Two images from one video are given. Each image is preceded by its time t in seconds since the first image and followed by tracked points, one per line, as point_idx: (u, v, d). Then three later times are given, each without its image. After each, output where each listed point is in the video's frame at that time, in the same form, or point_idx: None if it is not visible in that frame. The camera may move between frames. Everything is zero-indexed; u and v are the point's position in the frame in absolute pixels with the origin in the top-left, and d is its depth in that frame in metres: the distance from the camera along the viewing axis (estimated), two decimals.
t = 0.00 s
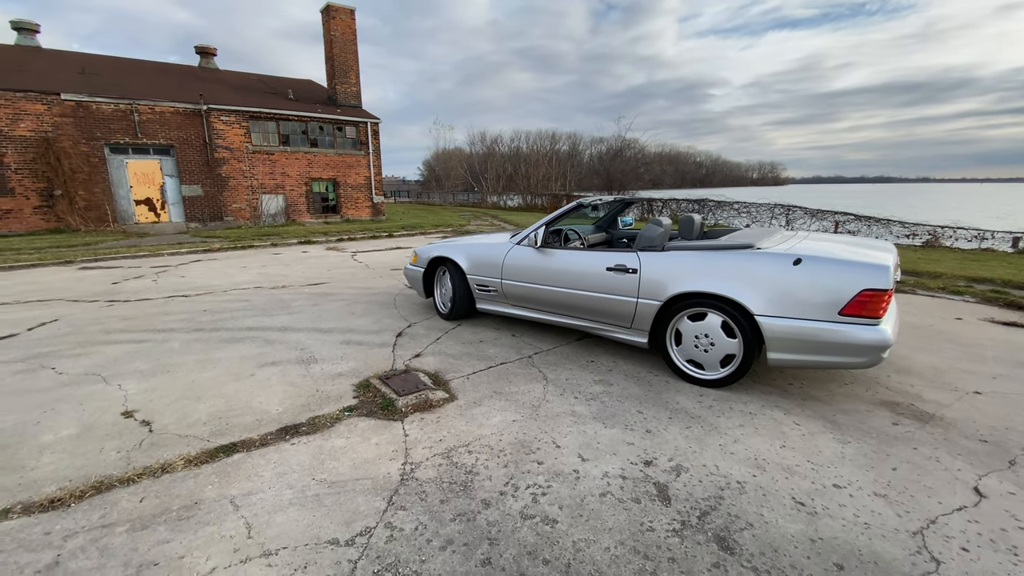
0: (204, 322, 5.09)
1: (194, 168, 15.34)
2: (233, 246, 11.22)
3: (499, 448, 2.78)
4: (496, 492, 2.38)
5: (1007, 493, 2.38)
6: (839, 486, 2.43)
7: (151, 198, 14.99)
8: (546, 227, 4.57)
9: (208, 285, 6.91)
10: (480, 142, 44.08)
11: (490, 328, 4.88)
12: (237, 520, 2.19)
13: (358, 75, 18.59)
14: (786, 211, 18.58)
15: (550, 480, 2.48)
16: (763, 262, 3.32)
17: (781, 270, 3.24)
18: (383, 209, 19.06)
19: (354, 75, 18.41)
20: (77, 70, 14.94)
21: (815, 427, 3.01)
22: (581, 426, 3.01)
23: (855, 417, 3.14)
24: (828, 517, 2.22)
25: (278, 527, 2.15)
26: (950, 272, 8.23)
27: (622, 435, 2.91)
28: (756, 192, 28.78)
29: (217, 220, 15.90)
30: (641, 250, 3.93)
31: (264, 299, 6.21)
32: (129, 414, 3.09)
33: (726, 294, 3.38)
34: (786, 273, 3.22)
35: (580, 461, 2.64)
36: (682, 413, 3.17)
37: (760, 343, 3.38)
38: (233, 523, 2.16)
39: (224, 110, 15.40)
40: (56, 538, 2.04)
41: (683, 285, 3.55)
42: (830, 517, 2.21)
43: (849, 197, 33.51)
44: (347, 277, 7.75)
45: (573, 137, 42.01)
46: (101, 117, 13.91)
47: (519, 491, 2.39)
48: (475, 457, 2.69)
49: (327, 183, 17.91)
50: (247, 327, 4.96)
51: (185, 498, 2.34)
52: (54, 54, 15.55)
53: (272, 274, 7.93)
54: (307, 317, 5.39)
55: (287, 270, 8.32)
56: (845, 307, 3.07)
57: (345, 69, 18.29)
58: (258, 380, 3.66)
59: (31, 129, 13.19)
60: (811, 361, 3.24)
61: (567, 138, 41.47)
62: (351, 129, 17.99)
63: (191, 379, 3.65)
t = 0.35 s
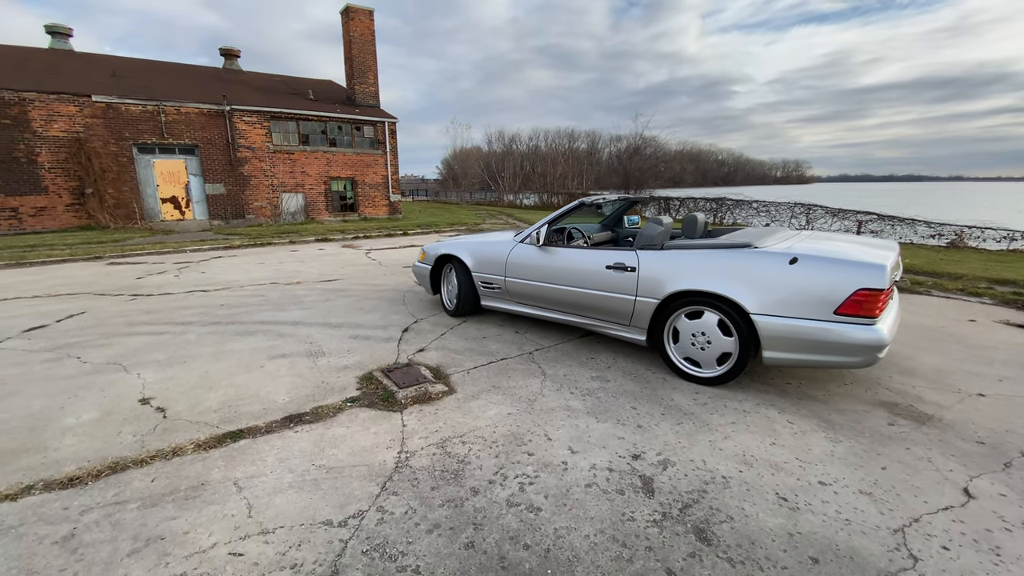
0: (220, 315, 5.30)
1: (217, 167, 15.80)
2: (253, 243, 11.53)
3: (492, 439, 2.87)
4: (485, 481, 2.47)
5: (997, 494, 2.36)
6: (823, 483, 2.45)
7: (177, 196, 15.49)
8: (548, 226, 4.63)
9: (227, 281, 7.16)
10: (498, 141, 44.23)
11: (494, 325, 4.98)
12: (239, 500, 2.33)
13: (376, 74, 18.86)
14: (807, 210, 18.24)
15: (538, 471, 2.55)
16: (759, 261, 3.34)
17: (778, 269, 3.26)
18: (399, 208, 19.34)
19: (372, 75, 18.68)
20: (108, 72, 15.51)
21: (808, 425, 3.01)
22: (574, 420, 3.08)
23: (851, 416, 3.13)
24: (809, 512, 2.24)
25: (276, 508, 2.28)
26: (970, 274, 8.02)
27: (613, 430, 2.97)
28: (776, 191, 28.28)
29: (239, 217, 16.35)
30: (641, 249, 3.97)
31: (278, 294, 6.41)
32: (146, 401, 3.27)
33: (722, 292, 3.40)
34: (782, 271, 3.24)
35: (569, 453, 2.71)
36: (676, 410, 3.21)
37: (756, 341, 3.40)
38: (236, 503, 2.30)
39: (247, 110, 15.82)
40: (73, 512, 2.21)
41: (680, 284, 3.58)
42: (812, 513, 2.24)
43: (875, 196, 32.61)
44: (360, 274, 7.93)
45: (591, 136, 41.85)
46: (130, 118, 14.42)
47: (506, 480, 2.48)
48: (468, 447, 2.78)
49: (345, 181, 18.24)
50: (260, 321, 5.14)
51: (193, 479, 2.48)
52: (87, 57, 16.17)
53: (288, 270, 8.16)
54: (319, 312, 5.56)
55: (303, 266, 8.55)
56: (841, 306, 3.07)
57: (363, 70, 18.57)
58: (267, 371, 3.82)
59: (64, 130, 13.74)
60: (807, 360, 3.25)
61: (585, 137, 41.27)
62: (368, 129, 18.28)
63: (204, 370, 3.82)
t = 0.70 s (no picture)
0: (235, 309, 5.48)
1: (240, 166, 16.22)
2: (272, 240, 11.82)
3: (486, 432, 2.92)
4: (475, 472, 2.52)
5: (996, 498, 2.29)
6: (814, 483, 2.43)
7: (202, 194, 15.97)
8: (552, 223, 4.65)
9: (244, 276, 7.37)
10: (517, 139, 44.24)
11: (499, 321, 5.03)
12: (238, 484, 2.43)
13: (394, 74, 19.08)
14: (831, 209, 17.79)
15: (528, 464, 2.59)
16: (760, 259, 3.31)
17: (778, 268, 3.22)
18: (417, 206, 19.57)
19: (391, 75, 18.91)
20: (138, 75, 16.06)
21: (806, 425, 2.98)
22: (569, 416, 3.11)
23: (851, 417, 3.08)
24: (797, 511, 2.23)
25: (272, 492, 2.37)
26: (997, 275, 7.74)
27: (607, 425, 2.98)
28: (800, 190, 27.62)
29: (261, 215, 16.76)
30: (642, 246, 3.96)
31: (292, 290, 6.57)
32: (159, 389, 3.42)
33: (722, 290, 3.38)
34: (782, 270, 3.21)
35: (560, 447, 2.75)
36: (672, 407, 3.21)
37: (755, 340, 3.37)
38: (235, 487, 2.40)
39: (269, 110, 16.19)
40: (84, 492, 2.34)
41: (679, 282, 3.57)
42: (799, 512, 2.22)
43: (905, 195, 31.55)
44: (372, 271, 8.07)
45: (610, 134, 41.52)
46: (157, 119, 14.91)
47: (496, 472, 2.53)
48: (461, 439, 2.84)
49: (363, 180, 18.52)
50: (272, 315, 5.29)
51: (196, 464, 2.60)
52: (118, 61, 16.76)
53: (303, 267, 8.35)
54: (329, 307, 5.69)
55: (318, 263, 8.74)
56: (841, 305, 3.03)
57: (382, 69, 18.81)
58: (275, 363, 3.95)
59: (96, 131, 14.28)
60: (807, 359, 3.21)
61: (605, 135, 40.96)
62: (387, 128, 18.52)
63: (215, 361, 3.97)
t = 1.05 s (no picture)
0: (252, 304, 5.67)
1: (267, 166, 16.69)
2: (295, 238, 12.14)
3: (478, 427, 2.97)
4: (462, 466, 2.58)
5: (993, 507, 2.22)
6: (803, 487, 2.39)
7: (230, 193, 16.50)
8: (557, 222, 4.67)
9: (264, 273, 7.61)
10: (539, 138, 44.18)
11: (504, 320, 5.07)
12: (236, 471, 2.54)
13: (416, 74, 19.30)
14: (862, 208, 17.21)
15: (515, 460, 2.63)
16: (759, 260, 3.26)
17: (777, 268, 3.18)
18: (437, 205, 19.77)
19: (413, 75, 19.13)
20: (171, 78, 16.67)
21: (802, 429, 2.93)
22: (562, 414, 3.13)
23: (851, 422, 3.01)
24: (781, 515, 2.20)
25: (267, 480, 2.47)
26: None
27: (598, 424, 3.00)
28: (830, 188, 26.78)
29: (286, 214, 17.21)
30: (644, 246, 3.95)
31: (308, 286, 6.76)
32: (172, 380, 3.58)
33: (720, 290, 3.35)
34: (782, 270, 3.16)
35: (550, 444, 2.77)
36: (667, 408, 3.20)
37: (755, 341, 3.33)
38: (233, 473, 2.51)
39: (294, 111, 16.61)
40: (94, 474, 2.48)
41: (679, 281, 3.55)
42: (783, 516, 2.20)
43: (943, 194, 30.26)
44: (387, 268, 8.22)
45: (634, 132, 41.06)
46: (188, 120, 15.46)
47: (483, 467, 2.57)
48: (453, 434, 2.90)
49: (385, 179, 18.82)
50: (286, 310, 5.46)
51: (199, 451, 2.72)
52: (153, 64, 17.43)
53: (322, 264, 8.57)
54: (342, 303, 5.83)
55: (336, 260, 8.95)
56: (841, 307, 2.96)
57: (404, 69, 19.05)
58: (282, 357, 4.08)
59: (131, 132, 14.89)
60: (807, 362, 3.15)
61: (629, 133, 40.51)
62: (408, 128, 18.76)
63: (227, 354, 4.13)
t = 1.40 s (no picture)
0: (273, 300, 5.89)
1: (296, 165, 17.19)
2: (320, 236, 12.48)
3: (476, 423, 3.04)
4: (457, 460, 2.64)
5: (993, 519, 2.15)
6: (795, 492, 2.37)
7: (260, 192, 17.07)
8: (566, 222, 4.70)
9: (288, 270, 7.87)
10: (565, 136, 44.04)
11: (513, 318, 5.13)
12: (243, 458, 2.67)
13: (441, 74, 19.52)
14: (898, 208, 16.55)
15: (508, 455, 2.68)
16: (764, 261, 3.22)
17: (781, 270, 3.13)
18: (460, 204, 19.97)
19: (437, 75, 19.35)
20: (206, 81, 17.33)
21: (803, 434, 2.89)
22: (560, 412, 3.17)
23: (855, 428, 2.95)
24: (768, 518, 2.19)
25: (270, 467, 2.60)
26: None
27: (594, 423, 3.02)
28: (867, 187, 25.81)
29: (314, 212, 17.70)
30: (650, 246, 3.94)
31: (328, 283, 6.97)
32: (192, 371, 3.78)
33: (723, 292, 3.32)
34: (786, 272, 3.11)
35: (544, 441, 2.82)
36: (666, 409, 3.20)
37: (758, 344, 3.28)
38: (240, 460, 2.65)
39: (322, 112, 17.04)
40: (114, 457, 2.66)
41: (683, 282, 3.53)
42: (771, 519, 2.18)
43: (991, 194, 28.75)
44: (406, 266, 8.39)
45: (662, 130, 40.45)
46: (222, 122, 16.05)
47: (476, 461, 2.64)
48: (451, 428, 2.97)
49: (409, 179, 19.12)
50: (304, 306, 5.65)
51: (210, 438, 2.88)
52: (190, 68, 18.15)
53: (343, 262, 8.81)
54: (358, 300, 6.00)
55: (357, 258, 9.18)
56: (846, 310, 2.90)
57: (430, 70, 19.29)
58: (296, 351, 4.24)
59: (168, 133, 15.56)
60: (811, 366, 3.09)
61: (656, 131, 39.94)
62: (433, 128, 18.99)
63: (244, 347, 4.32)
